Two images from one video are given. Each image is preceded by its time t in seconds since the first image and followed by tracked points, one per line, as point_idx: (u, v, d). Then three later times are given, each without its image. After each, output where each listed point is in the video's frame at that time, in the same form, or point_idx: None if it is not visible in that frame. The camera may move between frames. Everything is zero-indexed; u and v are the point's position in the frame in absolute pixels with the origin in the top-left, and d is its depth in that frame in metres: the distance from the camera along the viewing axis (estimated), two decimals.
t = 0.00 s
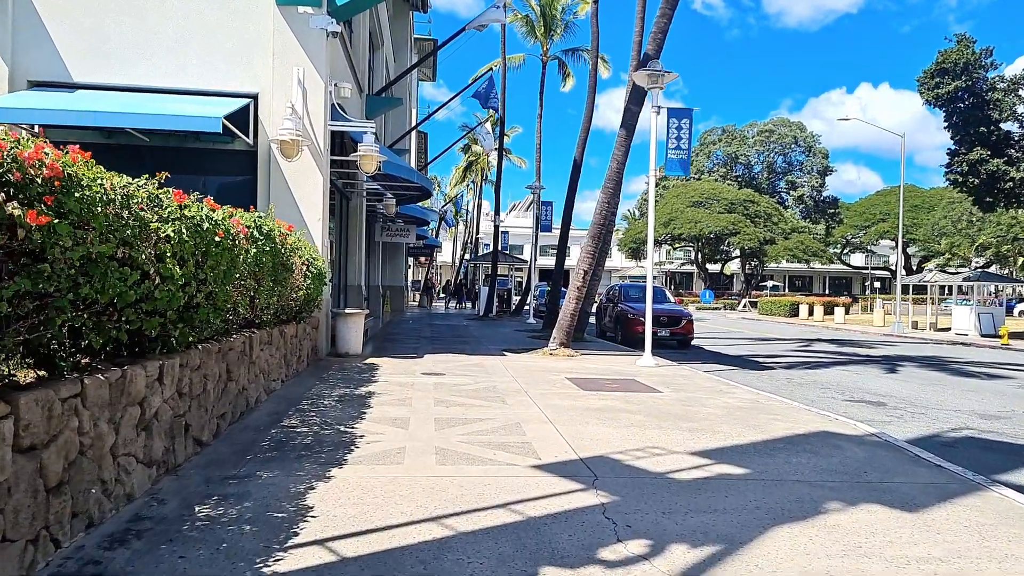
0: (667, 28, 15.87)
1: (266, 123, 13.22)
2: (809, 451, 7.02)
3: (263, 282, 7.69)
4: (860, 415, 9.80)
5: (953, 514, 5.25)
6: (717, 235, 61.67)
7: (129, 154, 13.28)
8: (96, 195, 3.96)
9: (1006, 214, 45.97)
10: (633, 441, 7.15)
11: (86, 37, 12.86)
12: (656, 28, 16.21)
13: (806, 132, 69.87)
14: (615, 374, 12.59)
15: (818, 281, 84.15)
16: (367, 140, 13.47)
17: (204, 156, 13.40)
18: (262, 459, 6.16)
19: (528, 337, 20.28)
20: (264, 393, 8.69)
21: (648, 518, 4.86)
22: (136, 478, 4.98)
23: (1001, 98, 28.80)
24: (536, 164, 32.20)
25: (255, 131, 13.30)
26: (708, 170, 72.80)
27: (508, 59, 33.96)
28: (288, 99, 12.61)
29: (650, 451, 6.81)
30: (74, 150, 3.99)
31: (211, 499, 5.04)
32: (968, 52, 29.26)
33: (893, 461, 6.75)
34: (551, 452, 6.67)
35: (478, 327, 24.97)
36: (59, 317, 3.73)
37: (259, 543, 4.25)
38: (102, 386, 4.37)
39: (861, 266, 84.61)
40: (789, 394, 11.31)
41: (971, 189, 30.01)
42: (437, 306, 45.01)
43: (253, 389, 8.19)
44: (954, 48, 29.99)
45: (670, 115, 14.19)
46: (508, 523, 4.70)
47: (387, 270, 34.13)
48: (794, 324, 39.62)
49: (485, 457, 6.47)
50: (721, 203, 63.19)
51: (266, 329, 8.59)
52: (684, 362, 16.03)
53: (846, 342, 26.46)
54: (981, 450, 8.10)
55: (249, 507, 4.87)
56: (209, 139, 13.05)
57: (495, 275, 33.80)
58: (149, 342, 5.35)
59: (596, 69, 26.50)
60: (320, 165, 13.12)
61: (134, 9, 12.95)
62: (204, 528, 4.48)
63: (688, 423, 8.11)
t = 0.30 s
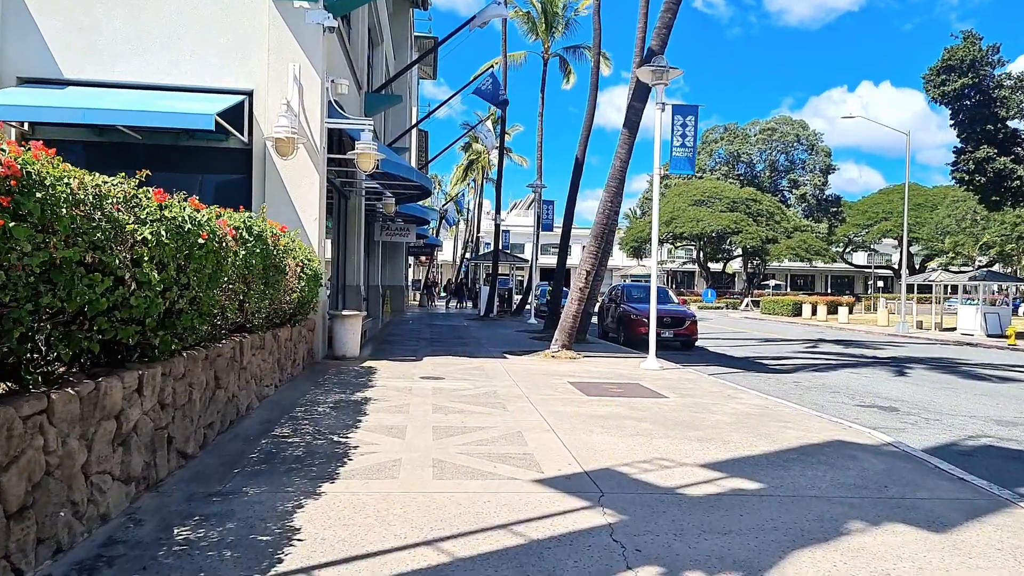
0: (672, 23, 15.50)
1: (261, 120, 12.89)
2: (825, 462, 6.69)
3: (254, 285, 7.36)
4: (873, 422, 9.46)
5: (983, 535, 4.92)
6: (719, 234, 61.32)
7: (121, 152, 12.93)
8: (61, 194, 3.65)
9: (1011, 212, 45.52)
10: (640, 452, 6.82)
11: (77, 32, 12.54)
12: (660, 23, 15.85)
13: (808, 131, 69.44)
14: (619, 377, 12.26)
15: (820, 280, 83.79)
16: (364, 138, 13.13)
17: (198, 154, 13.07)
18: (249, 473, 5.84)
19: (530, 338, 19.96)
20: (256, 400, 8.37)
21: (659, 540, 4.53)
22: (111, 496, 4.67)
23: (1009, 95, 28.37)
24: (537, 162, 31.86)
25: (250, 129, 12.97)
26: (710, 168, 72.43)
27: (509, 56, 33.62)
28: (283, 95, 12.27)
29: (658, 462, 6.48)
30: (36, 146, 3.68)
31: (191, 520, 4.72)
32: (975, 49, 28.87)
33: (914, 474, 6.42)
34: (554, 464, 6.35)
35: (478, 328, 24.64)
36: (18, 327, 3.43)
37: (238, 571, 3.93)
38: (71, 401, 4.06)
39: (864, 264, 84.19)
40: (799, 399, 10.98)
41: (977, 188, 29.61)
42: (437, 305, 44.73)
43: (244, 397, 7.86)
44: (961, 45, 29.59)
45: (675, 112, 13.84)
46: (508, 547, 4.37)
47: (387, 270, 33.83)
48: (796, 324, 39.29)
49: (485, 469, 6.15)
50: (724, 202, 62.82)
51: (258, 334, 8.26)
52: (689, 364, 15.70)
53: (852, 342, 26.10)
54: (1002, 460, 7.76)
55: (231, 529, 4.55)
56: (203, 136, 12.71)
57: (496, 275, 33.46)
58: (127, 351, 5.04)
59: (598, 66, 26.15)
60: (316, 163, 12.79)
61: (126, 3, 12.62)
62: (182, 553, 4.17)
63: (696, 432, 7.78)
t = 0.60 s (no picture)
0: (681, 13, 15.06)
1: (258, 112, 12.48)
2: (852, 470, 6.27)
3: (246, 281, 6.95)
4: (896, 425, 9.04)
5: None
6: (723, 232, 60.87)
7: (112, 144, 12.49)
8: (15, 175, 3.25)
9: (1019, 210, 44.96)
10: (654, 458, 6.41)
11: (67, 19, 12.13)
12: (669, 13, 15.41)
13: (813, 128, 68.92)
14: (627, 377, 11.85)
15: (824, 279, 83.31)
16: (364, 130, 12.72)
17: (193, 146, 12.65)
18: (235, 482, 5.43)
19: (534, 337, 19.55)
20: (248, 401, 7.98)
21: (681, 560, 4.11)
22: (81, 510, 4.26)
23: (1021, 91, 27.85)
24: (541, 158, 31.45)
25: (246, 121, 12.57)
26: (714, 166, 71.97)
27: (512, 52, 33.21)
28: (279, 86, 11.86)
29: (674, 470, 6.07)
30: None
31: (169, 536, 4.32)
32: (986, 43, 28.42)
33: (948, 484, 6.00)
34: (563, 472, 5.93)
35: (481, 326, 24.24)
36: None
37: None
38: (32, 406, 3.66)
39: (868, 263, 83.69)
40: (815, 401, 10.55)
41: (988, 185, 29.13)
42: (440, 303, 44.35)
43: (235, 399, 7.46)
44: (972, 40, 29.14)
45: (684, 104, 13.42)
46: (516, 568, 3.96)
47: (390, 268, 33.46)
48: (803, 323, 38.80)
49: (489, 478, 5.74)
50: (728, 200, 62.35)
51: (250, 332, 7.86)
52: (698, 363, 15.29)
53: (861, 342, 25.65)
54: None
55: (210, 547, 4.14)
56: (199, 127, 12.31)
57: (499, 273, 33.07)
58: (102, 350, 4.64)
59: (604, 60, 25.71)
60: (314, 156, 12.38)
61: None
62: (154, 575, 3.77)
63: (712, 436, 7.36)
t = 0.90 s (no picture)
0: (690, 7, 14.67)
1: (255, 110, 12.13)
2: (881, 488, 5.90)
3: (238, 285, 6.59)
4: (920, 435, 8.66)
5: None
6: (729, 232, 60.45)
7: (106, 143, 12.16)
8: None
9: None
10: (671, 474, 6.04)
11: (60, 16, 11.80)
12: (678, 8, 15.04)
13: (820, 127, 68.41)
14: (637, 383, 11.48)
15: (830, 278, 82.75)
16: (365, 128, 12.38)
17: (189, 145, 12.33)
18: (223, 504, 5.07)
19: (539, 340, 19.19)
20: (243, 411, 7.63)
21: None
22: (51, 539, 3.91)
23: None
24: (545, 157, 31.10)
25: (243, 119, 12.23)
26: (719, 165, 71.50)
27: (517, 50, 32.85)
28: (277, 83, 11.51)
29: (693, 488, 5.69)
30: None
31: (146, 568, 3.97)
32: (998, 40, 28.01)
33: (985, 502, 5.63)
34: (575, 489, 5.58)
35: (485, 328, 23.88)
36: None
37: None
38: None
39: (875, 262, 83.15)
40: (832, 409, 10.18)
41: (1000, 183, 28.69)
42: (443, 304, 44.02)
43: (227, 409, 7.10)
44: (983, 36, 28.71)
45: (695, 100, 13.04)
46: None
47: (393, 268, 33.12)
48: (811, 324, 38.38)
49: (495, 497, 5.38)
50: (734, 199, 61.91)
51: (244, 339, 7.49)
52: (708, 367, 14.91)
53: (872, 343, 25.23)
54: None
55: None
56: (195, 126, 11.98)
57: (503, 273, 32.70)
58: (75, 363, 4.30)
59: (610, 58, 25.33)
60: (314, 155, 12.03)
61: None
62: None
63: (730, 449, 6.99)
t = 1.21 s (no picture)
0: None
1: (249, 101, 11.78)
2: (905, 496, 5.53)
3: (224, 280, 6.24)
4: (939, 438, 8.30)
5: None
6: (734, 229, 60.01)
7: (97, 136, 11.85)
8: None
9: None
10: (682, 481, 5.69)
11: (50, 5, 11.48)
12: None
13: (825, 123, 67.86)
14: (642, 383, 11.12)
15: (834, 276, 82.29)
16: (363, 120, 12.04)
17: (183, 138, 12.05)
18: (201, 513, 4.73)
19: (543, 338, 18.84)
20: (231, 412, 7.30)
21: None
22: (5, 557, 3.57)
23: None
24: (548, 153, 30.76)
25: (237, 111, 11.88)
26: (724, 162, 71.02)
27: (519, 45, 32.49)
28: (272, 73, 11.16)
29: (705, 495, 5.33)
30: None
31: None
32: (1009, 33, 27.53)
33: (1017, 511, 5.26)
34: (579, 497, 5.23)
35: (487, 326, 23.55)
36: None
37: None
38: None
39: (880, 260, 82.60)
40: (845, 410, 9.82)
41: (1011, 179, 28.24)
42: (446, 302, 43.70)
43: (214, 411, 6.77)
44: (994, 29, 28.25)
45: (702, 91, 12.67)
46: None
47: (395, 265, 32.80)
48: (817, 322, 37.94)
49: (493, 505, 5.03)
50: (738, 196, 61.45)
51: (232, 337, 7.15)
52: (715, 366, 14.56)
53: (880, 342, 24.83)
54: None
55: None
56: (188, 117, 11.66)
57: (506, 270, 32.35)
58: (34, 362, 3.97)
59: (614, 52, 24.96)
60: (310, 147, 11.69)
61: None
62: None
63: (742, 453, 6.63)
